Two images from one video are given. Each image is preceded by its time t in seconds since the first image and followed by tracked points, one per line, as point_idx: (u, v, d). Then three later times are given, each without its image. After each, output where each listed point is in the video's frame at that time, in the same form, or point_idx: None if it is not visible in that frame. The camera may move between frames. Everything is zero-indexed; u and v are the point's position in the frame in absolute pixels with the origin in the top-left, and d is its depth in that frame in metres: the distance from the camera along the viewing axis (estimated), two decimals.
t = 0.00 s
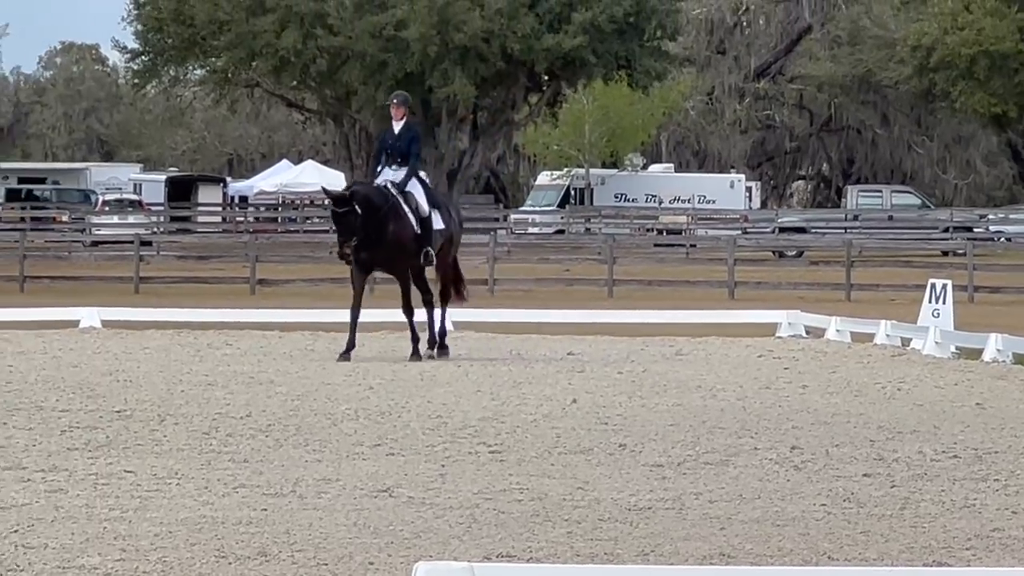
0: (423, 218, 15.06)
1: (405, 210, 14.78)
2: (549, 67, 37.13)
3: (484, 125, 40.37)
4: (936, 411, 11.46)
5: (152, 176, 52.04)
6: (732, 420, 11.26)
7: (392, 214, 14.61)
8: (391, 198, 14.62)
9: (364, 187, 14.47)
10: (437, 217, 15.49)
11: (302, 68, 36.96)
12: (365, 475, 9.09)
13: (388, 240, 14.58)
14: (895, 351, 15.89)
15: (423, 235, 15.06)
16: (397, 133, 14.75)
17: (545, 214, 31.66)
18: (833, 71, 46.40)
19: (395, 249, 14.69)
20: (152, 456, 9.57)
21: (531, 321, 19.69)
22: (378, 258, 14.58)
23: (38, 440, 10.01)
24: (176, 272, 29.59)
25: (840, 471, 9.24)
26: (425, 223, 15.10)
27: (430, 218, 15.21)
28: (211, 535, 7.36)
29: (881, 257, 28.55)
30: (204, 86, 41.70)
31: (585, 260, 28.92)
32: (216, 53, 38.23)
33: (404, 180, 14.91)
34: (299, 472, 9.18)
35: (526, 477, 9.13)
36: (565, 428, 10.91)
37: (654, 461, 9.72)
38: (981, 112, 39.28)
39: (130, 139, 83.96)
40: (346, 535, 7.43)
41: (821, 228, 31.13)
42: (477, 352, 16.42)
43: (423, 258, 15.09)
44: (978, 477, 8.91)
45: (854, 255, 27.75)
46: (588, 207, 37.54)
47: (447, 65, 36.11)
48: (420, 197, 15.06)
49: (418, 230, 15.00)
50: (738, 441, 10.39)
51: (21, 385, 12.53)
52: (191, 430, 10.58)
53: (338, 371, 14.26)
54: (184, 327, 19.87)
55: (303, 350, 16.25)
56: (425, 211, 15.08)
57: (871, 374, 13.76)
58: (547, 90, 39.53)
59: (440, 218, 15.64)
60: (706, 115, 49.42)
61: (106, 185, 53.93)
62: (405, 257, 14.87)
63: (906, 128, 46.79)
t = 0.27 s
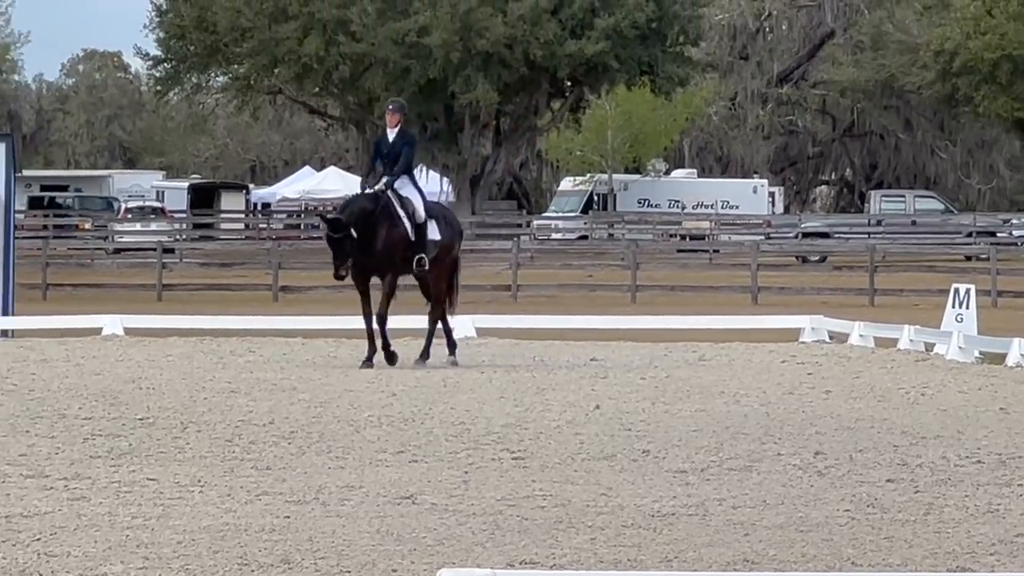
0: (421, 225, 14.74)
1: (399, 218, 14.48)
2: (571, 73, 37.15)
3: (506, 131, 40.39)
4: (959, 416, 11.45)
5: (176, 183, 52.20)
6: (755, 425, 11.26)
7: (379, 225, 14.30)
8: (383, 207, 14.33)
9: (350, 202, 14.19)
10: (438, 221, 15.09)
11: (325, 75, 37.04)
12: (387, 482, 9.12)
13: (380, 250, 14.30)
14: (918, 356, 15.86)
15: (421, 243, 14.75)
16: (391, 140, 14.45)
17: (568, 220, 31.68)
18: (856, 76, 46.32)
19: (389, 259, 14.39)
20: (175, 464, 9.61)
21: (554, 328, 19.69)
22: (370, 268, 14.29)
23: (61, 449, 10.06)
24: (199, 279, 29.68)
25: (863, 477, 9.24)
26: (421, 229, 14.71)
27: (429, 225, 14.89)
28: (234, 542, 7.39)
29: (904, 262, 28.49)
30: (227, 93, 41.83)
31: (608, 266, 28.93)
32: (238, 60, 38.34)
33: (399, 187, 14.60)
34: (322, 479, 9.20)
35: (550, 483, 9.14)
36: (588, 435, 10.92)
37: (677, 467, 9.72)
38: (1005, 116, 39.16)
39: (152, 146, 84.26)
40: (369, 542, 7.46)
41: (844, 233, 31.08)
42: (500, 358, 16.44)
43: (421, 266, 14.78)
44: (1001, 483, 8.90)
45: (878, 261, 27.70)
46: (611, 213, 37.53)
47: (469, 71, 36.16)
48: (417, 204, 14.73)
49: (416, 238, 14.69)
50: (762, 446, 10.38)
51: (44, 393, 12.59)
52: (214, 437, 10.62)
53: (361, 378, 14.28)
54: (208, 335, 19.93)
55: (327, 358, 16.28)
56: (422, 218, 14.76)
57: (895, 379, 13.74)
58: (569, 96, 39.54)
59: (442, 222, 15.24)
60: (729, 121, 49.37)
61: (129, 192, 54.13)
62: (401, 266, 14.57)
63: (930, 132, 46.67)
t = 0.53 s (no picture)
0: (418, 227, 14.65)
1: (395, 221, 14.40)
2: (594, 77, 37.18)
3: (529, 135, 40.40)
4: (983, 418, 11.44)
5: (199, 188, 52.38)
6: (778, 428, 11.28)
7: (377, 228, 14.23)
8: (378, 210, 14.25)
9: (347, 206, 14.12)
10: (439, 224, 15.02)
11: (347, 79, 37.15)
12: (412, 486, 9.17)
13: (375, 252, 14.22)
14: (941, 359, 15.84)
15: (417, 245, 14.66)
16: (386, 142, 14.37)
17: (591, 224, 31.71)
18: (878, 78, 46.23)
19: (384, 261, 14.31)
20: (199, 469, 9.68)
21: (579, 331, 19.74)
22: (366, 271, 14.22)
23: (85, 454, 10.13)
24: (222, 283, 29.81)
25: (886, 479, 9.25)
26: (419, 233, 14.64)
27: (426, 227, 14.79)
28: (259, 547, 7.45)
29: (927, 264, 28.43)
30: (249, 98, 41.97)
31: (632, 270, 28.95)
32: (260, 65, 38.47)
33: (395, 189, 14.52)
34: (346, 483, 9.26)
35: (573, 487, 9.17)
36: (612, 438, 10.95)
37: (701, 470, 9.74)
38: None
39: (175, 151, 84.53)
40: (393, 547, 7.51)
41: (867, 236, 31.03)
42: (523, 361, 16.48)
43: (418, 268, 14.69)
44: None
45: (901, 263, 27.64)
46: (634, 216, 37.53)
47: (492, 75, 36.21)
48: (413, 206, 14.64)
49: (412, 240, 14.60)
50: (785, 449, 10.39)
51: (68, 398, 12.68)
52: (238, 442, 10.69)
53: (385, 382, 14.33)
54: (231, 340, 20.04)
55: (351, 361, 16.35)
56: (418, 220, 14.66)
57: (917, 382, 13.72)
58: (592, 99, 39.56)
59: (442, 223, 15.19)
60: (751, 123, 49.32)
61: (152, 198, 54.35)
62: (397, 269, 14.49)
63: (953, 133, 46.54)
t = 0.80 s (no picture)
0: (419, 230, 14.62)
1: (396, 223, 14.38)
2: (621, 79, 37.16)
3: (557, 136, 40.35)
4: (1012, 420, 11.39)
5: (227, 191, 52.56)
6: (806, 430, 11.26)
7: (379, 229, 14.20)
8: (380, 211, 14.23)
9: (346, 204, 14.10)
10: (440, 229, 14.99)
11: (374, 82, 37.23)
12: (440, 489, 9.19)
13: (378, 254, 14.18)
14: (969, 360, 15.79)
15: (419, 248, 14.63)
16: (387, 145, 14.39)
17: (619, 225, 31.69)
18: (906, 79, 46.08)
19: (386, 263, 14.27)
20: (227, 472, 9.73)
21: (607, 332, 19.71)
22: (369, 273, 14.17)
23: (114, 457, 10.20)
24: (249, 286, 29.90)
25: (915, 480, 9.23)
26: (419, 235, 14.60)
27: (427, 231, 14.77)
28: (286, 550, 7.48)
29: (955, 264, 28.32)
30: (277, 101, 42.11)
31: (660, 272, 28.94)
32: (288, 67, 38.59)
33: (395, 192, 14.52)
34: (374, 486, 9.29)
35: (602, 489, 9.18)
36: (640, 440, 10.96)
37: (729, 472, 9.74)
38: None
39: (203, 153, 84.80)
40: (421, 549, 7.53)
41: (895, 237, 30.94)
42: (551, 363, 16.51)
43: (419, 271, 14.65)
44: None
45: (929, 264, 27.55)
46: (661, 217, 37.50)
47: (519, 77, 36.25)
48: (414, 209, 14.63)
49: (413, 243, 14.58)
50: (813, 451, 10.38)
51: (96, 401, 12.76)
52: (267, 445, 10.74)
53: (413, 385, 14.36)
54: (259, 342, 20.10)
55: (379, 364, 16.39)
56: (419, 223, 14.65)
57: (945, 383, 13.67)
58: (619, 101, 39.55)
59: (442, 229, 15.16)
60: (779, 125, 49.21)
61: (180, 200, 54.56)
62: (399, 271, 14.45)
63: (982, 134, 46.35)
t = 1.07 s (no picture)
0: (420, 238, 14.52)
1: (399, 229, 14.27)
2: (647, 84, 37.18)
3: (582, 142, 40.39)
4: None
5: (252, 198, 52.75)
6: (834, 435, 11.28)
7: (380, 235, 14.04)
8: (383, 219, 14.11)
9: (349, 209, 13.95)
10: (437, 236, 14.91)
11: (399, 88, 37.33)
12: (468, 495, 9.25)
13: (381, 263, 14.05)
14: (996, 365, 15.78)
15: (420, 256, 14.52)
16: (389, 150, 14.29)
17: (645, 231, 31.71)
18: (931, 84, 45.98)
19: (390, 271, 14.14)
20: (253, 479, 9.80)
21: (635, 337, 19.73)
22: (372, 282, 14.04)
23: (140, 464, 10.28)
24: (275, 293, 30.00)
25: (942, 485, 9.25)
26: (421, 243, 14.50)
27: (427, 237, 14.66)
28: (314, 557, 7.54)
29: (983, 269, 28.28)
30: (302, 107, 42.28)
31: (686, 278, 28.95)
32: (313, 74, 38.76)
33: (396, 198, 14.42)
34: (401, 492, 9.35)
35: (630, 496, 9.22)
36: (668, 447, 10.98)
37: (756, 477, 9.77)
38: None
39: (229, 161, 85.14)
40: (450, 556, 7.60)
41: (921, 241, 30.89)
42: (577, 370, 16.55)
43: (421, 279, 14.53)
44: None
45: (956, 269, 27.51)
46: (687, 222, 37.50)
47: (545, 83, 36.31)
48: (414, 216, 14.52)
49: (415, 250, 14.46)
50: (841, 456, 10.40)
51: (122, 409, 12.84)
52: (293, 451, 10.81)
53: (441, 391, 14.41)
54: (285, 348, 20.18)
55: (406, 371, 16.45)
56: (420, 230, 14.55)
57: (972, 388, 13.67)
58: (644, 107, 39.56)
59: (439, 236, 15.05)
60: (804, 130, 49.13)
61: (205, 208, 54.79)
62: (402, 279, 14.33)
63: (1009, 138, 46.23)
